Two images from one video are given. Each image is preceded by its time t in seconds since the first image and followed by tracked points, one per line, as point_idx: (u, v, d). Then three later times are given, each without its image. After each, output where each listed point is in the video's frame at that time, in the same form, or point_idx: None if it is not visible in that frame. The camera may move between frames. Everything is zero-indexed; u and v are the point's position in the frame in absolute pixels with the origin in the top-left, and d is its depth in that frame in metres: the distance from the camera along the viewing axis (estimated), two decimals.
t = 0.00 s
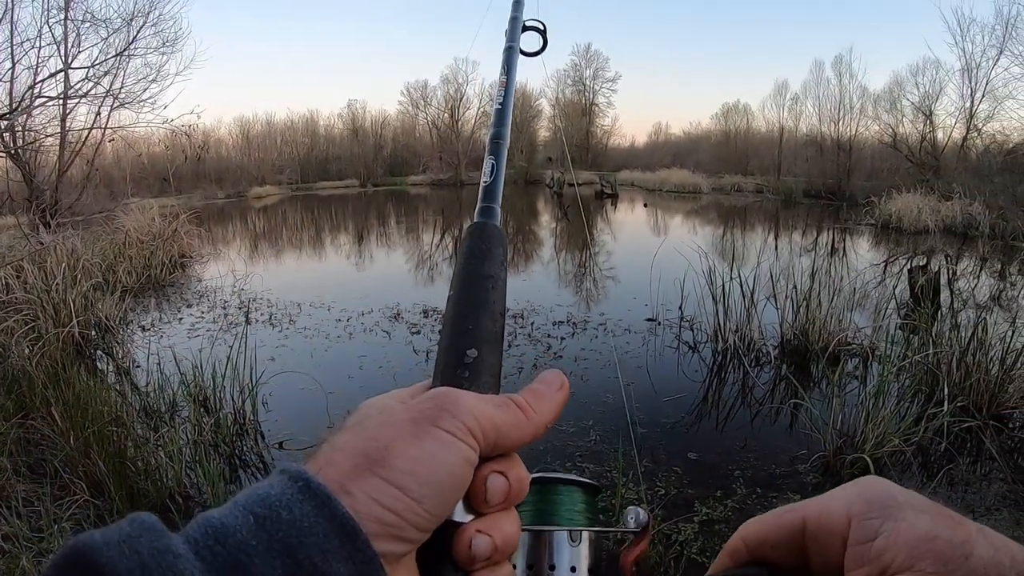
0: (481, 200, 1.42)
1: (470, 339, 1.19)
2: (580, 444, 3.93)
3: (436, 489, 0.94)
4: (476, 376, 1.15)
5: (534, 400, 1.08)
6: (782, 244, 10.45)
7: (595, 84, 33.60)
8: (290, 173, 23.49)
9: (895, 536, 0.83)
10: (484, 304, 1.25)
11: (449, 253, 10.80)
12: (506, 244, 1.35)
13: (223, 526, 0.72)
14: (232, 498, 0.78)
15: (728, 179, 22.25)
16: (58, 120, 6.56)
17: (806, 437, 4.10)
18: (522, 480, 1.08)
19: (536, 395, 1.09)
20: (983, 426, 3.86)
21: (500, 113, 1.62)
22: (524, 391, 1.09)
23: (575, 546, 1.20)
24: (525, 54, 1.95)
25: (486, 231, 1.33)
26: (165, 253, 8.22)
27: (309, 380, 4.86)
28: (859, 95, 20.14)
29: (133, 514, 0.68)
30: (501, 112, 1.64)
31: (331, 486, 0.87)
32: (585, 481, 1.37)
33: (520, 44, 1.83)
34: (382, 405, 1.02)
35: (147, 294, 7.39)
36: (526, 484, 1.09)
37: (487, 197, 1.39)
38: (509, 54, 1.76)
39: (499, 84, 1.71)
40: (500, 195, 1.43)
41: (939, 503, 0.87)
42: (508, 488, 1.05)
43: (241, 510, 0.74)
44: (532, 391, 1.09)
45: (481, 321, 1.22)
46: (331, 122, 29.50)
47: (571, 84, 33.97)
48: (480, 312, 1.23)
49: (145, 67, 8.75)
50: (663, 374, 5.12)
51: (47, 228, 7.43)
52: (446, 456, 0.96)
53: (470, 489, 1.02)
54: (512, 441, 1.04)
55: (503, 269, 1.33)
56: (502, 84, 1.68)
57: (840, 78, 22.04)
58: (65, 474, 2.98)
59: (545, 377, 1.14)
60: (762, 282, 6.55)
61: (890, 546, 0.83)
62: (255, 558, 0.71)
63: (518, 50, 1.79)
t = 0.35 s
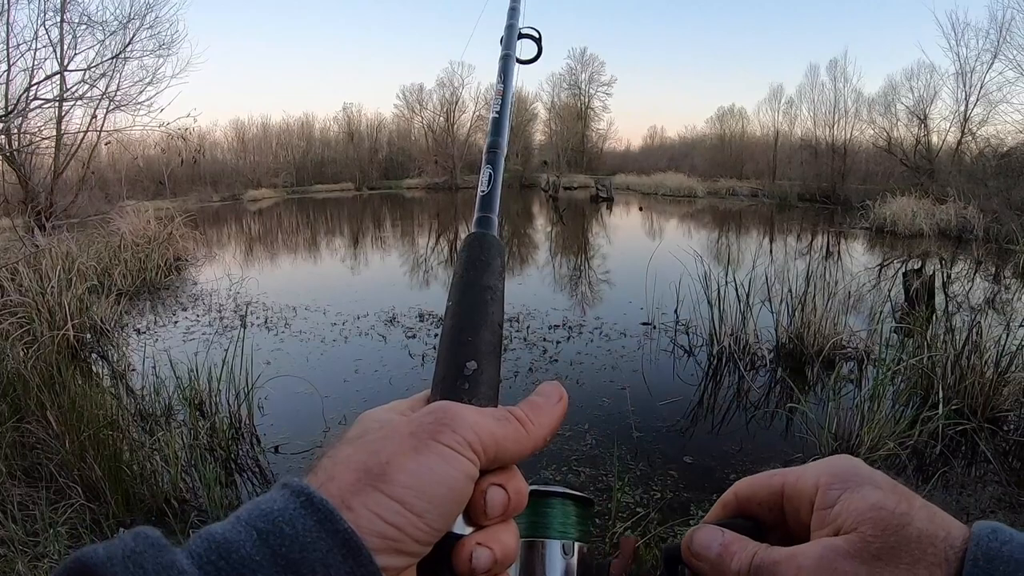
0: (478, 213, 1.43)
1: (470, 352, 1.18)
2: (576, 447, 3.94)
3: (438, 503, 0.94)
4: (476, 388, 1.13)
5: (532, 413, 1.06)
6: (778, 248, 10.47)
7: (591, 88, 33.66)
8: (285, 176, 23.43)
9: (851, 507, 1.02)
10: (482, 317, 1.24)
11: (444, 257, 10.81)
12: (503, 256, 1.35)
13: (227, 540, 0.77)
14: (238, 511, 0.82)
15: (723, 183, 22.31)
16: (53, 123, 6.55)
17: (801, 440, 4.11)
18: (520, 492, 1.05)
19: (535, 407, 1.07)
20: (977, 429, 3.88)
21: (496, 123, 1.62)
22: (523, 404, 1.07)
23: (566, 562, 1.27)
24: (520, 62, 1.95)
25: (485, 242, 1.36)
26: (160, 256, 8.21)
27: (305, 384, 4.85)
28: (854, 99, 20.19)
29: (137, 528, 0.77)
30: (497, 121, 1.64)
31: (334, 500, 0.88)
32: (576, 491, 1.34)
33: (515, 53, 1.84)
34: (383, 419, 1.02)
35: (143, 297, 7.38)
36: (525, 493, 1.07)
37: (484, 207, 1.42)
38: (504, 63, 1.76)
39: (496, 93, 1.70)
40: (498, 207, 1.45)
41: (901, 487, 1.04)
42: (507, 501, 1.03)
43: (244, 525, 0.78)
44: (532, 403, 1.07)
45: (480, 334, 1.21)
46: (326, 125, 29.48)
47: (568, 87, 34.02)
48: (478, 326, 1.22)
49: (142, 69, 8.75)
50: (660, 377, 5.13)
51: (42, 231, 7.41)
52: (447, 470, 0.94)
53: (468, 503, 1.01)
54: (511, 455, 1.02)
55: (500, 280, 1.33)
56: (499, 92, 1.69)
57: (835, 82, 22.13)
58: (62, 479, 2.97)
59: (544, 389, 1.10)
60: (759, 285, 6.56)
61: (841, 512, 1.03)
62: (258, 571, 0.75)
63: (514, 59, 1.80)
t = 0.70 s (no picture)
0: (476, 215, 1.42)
1: (470, 357, 1.18)
2: (581, 451, 3.94)
3: (437, 510, 0.94)
4: (475, 395, 1.15)
5: (532, 420, 1.06)
6: (783, 251, 10.46)
7: (595, 91, 33.74)
8: (290, 180, 23.53)
9: (813, 510, 1.04)
10: (480, 322, 1.24)
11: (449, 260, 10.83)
12: (502, 260, 1.35)
13: (225, 552, 0.76)
14: (236, 520, 0.81)
15: (727, 186, 22.32)
16: (60, 127, 6.59)
17: (807, 444, 4.10)
18: (520, 498, 1.06)
19: (534, 414, 1.07)
20: (983, 432, 3.86)
21: (494, 123, 1.62)
22: (521, 410, 1.07)
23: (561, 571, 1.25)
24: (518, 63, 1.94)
25: (482, 246, 1.32)
26: (166, 259, 8.24)
27: (309, 388, 4.86)
28: (859, 102, 20.16)
29: (134, 538, 0.76)
30: (496, 121, 1.64)
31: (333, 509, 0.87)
32: (570, 500, 1.34)
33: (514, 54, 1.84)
34: (383, 425, 1.02)
35: (148, 300, 7.41)
36: (523, 500, 1.09)
37: (483, 210, 1.38)
38: (502, 64, 1.76)
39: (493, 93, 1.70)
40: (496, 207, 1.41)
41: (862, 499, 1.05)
42: (506, 508, 1.04)
43: (242, 535, 0.78)
44: (530, 410, 1.08)
45: (479, 339, 1.21)
46: (331, 130, 29.60)
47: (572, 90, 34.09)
48: (478, 330, 1.23)
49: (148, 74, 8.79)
50: (665, 381, 5.12)
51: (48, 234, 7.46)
52: (448, 479, 0.94)
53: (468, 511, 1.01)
54: (510, 462, 1.02)
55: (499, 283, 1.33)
56: (499, 91, 1.68)
57: (839, 85, 22.14)
58: (67, 481, 2.99)
59: (543, 394, 1.11)
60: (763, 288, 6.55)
61: (807, 519, 1.03)
62: None
63: (511, 60, 1.80)
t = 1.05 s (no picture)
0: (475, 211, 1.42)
1: (467, 352, 1.18)
2: (590, 450, 3.93)
3: (433, 504, 0.94)
4: (472, 390, 1.13)
5: (530, 412, 1.04)
6: (792, 251, 10.42)
7: (603, 91, 33.73)
8: (299, 181, 23.68)
9: (806, 549, 1.12)
10: (479, 316, 1.24)
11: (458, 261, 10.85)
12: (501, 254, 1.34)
13: (219, 545, 0.74)
14: (232, 514, 0.79)
15: (736, 186, 22.26)
16: (70, 129, 6.64)
17: (816, 443, 4.07)
18: (518, 493, 1.05)
19: (531, 406, 1.05)
20: (992, 432, 3.84)
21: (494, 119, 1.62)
22: (519, 403, 1.05)
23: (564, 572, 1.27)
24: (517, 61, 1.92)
25: (480, 241, 1.30)
26: (176, 261, 8.29)
27: (319, 388, 4.87)
28: (868, 100, 20.04)
29: (129, 533, 0.73)
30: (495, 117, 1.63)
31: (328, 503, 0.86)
32: (574, 501, 1.34)
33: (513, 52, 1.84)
34: (379, 419, 1.02)
35: (158, 301, 7.46)
36: (522, 495, 1.07)
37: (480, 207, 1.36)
38: (501, 61, 1.76)
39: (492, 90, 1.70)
40: (493, 205, 1.39)
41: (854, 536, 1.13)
42: (504, 503, 1.03)
43: (238, 529, 0.76)
44: (527, 403, 1.06)
45: (477, 333, 1.21)
46: (340, 131, 29.72)
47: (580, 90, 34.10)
48: (475, 325, 1.22)
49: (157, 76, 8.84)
50: (674, 380, 5.11)
51: (60, 236, 7.53)
52: (442, 472, 0.94)
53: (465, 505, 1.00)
54: (508, 455, 1.01)
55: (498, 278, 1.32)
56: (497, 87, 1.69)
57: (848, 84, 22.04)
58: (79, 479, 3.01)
59: (540, 386, 1.08)
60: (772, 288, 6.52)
61: (804, 557, 1.11)
62: None
63: (512, 58, 1.80)
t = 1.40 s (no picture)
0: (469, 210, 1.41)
1: (458, 353, 1.17)
2: (600, 446, 3.93)
3: (423, 505, 0.93)
4: (464, 390, 1.13)
5: (520, 413, 1.05)
6: (801, 246, 10.38)
7: (612, 87, 33.65)
8: (308, 179, 23.76)
9: None
10: (469, 316, 1.24)
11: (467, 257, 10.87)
12: (494, 255, 1.35)
13: (209, 546, 0.72)
14: (220, 516, 0.78)
15: (745, 181, 22.18)
16: (79, 130, 6.69)
17: (826, 439, 4.06)
18: (509, 494, 1.07)
19: (522, 406, 1.06)
20: (1003, 427, 3.81)
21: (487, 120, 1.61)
22: (509, 403, 1.06)
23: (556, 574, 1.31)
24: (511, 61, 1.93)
25: (472, 241, 1.32)
26: (186, 259, 8.35)
27: (329, 385, 4.89)
28: (878, 94, 19.88)
29: (115, 534, 0.69)
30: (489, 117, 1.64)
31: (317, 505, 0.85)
32: (568, 505, 1.36)
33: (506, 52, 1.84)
34: (368, 420, 1.01)
35: (168, 299, 7.52)
36: (513, 496, 1.08)
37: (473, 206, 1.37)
38: (495, 61, 1.76)
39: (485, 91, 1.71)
40: (488, 203, 1.40)
41: None
42: (495, 503, 1.04)
43: (227, 530, 0.75)
44: (518, 403, 1.07)
45: (468, 334, 1.21)
46: (349, 129, 29.80)
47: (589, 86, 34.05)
48: (467, 325, 1.22)
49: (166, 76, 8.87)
50: (684, 376, 5.10)
51: (70, 235, 7.60)
52: (433, 473, 0.94)
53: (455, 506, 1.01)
54: (498, 456, 1.01)
55: (490, 278, 1.32)
56: (490, 89, 1.69)
57: (858, 78, 21.88)
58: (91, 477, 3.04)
59: (531, 386, 1.10)
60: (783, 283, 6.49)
61: None
62: None
63: (505, 58, 1.80)
